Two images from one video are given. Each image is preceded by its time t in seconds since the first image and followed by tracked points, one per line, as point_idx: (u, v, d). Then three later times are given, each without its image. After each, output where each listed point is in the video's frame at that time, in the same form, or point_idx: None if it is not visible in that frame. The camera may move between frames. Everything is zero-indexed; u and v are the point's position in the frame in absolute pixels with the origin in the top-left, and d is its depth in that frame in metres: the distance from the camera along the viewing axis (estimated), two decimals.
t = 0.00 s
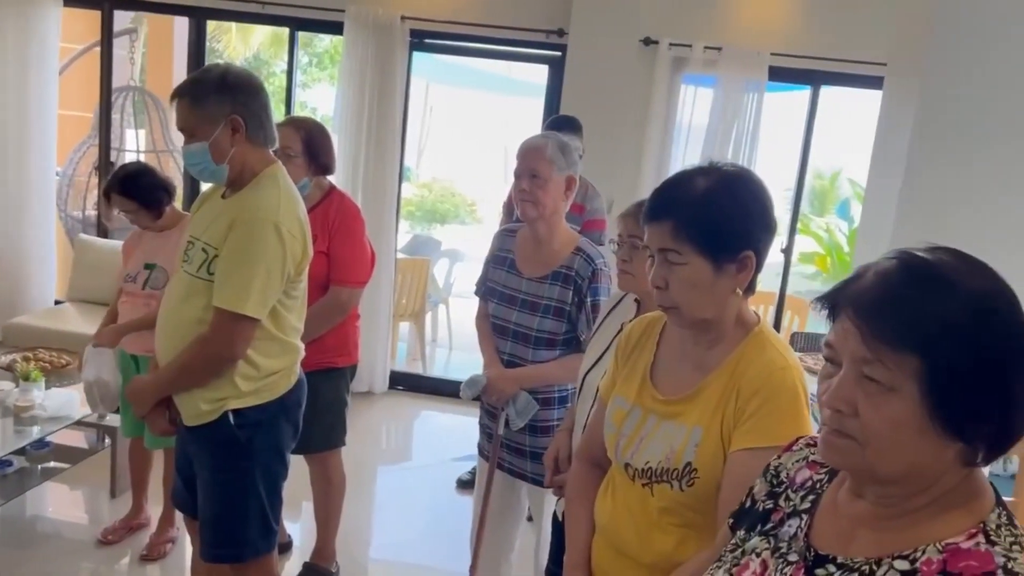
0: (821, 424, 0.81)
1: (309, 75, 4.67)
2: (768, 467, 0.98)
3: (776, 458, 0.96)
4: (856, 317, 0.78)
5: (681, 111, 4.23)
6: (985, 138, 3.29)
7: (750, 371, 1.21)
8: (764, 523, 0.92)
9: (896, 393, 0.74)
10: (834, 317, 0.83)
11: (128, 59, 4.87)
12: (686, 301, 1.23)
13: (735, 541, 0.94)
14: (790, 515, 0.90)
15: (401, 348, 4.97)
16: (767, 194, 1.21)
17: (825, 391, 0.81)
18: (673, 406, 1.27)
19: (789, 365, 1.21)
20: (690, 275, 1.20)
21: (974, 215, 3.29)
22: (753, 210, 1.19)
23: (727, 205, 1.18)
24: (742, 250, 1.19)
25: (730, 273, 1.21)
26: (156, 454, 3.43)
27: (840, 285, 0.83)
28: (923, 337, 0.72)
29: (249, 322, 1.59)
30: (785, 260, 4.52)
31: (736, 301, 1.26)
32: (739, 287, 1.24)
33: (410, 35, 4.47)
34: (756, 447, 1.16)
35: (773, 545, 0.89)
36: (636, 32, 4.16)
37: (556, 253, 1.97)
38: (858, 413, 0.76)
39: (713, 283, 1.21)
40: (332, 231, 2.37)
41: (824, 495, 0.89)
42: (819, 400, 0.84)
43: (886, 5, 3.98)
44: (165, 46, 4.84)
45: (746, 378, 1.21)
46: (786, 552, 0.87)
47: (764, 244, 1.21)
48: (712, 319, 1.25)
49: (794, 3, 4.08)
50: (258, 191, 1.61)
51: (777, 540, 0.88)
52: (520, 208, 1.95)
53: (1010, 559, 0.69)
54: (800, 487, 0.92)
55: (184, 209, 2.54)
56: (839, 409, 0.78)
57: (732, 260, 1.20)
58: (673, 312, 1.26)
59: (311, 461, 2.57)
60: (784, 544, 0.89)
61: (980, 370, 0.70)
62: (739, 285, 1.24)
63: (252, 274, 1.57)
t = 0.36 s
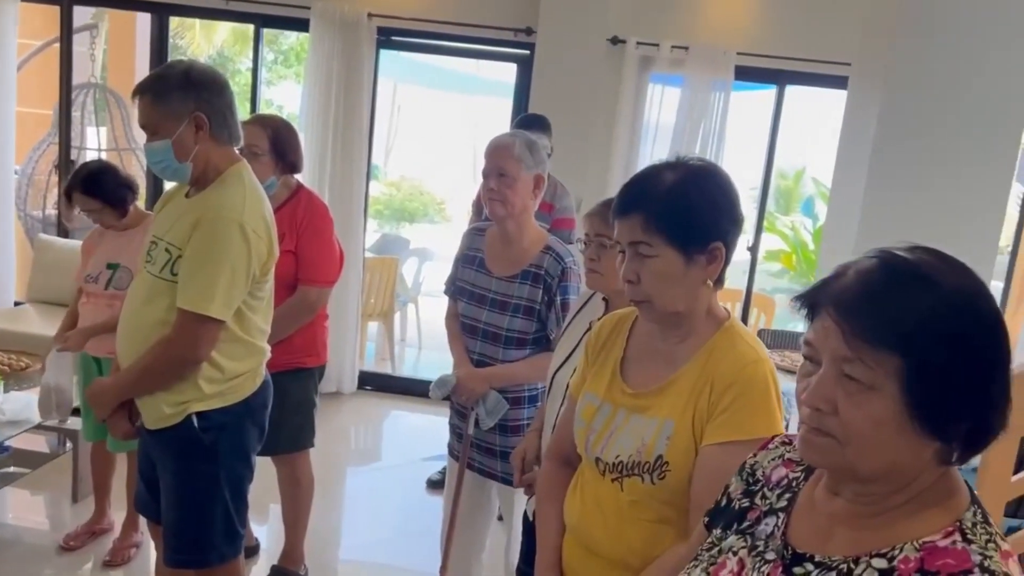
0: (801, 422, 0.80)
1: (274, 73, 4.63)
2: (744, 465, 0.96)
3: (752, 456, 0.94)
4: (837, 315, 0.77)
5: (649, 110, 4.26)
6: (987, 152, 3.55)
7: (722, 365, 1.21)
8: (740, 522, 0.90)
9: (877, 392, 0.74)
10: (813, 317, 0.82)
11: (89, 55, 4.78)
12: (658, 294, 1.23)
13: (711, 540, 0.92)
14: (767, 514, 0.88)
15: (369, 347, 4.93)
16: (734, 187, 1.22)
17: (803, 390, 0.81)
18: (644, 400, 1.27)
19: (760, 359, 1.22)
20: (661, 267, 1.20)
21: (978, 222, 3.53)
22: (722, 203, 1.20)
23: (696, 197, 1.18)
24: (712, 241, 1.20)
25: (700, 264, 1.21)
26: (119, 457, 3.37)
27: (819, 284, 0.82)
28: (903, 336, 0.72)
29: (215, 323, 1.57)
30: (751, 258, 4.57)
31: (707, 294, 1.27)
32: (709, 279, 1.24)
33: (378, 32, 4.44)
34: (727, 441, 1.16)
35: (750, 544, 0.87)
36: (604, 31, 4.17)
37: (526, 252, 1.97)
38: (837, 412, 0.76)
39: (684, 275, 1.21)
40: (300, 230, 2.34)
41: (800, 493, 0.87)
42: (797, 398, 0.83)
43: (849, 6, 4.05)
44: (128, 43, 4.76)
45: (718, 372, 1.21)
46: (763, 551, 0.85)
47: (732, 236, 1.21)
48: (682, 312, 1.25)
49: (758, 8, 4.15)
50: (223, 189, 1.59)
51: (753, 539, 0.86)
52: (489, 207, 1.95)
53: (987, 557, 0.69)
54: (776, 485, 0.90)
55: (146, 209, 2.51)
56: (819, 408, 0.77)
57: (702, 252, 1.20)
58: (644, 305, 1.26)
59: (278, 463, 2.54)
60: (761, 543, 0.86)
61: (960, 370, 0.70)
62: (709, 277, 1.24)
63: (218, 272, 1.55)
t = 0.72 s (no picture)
0: (808, 422, 0.79)
1: (261, 72, 4.60)
2: (745, 465, 0.95)
3: (754, 456, 0.93)
4: (848, 313, 0.77)
5: (639, 108, 4.25)
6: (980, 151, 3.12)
7: (717, 356, 1.21)
8: (743, 522, 0.89)
9: (887, 391, 0.73)
10: (822, 315, 0.81)
11: (74, 54, 4.74)
12: (655, 284, 1.22)
13: (714, 541, 0.91)
14: (771, 514, 0.87)
15: (358, 347, 4.91)
16: (728, 177, 1.22)
17: (811, 389, 0.80)
18: (637, 391, 1.26)
19: (756, 349, 1.21)
20: (658, 256, 1.20)
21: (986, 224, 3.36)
22: (717, 193, 1.19)
23: (691, 185, 1.18)
24: (708, 229, 1.19)
25: (697, 253, 1.20)
26: (106, 459, 3.34)
27: (829, 283, 0.81)
28: (916, 334, 0.72)
29: (205, 323, 1.55)
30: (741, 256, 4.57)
31: (704, 283, 1.26)
32: (705, 268, 1.23)
33: (367, 30, 4.42)
34: (722, 431, 1.16)
35: (754, 545, 0.86)
36: (595, 29, 4.16)
37: (520, 250, 1.97)
38: (847, 411, 0.75)
39: (680, 265, 1.20)
40: (291, 229, 2.33)
41: (805, 493, 0.86)
42: (804, 397, 0.82)
43: (837, 6, 4.06)
44: (114, 41, 4.71)
45: (713, 362, 1.20)
46: (767, 552, 0.84)
47: (728, 224, 1.21)
48: (679, 302, 1.24)
49: (744, 14, 4.16)
50: (213, 187, 1.57)
51: (758, 539, 0.86)
52: (482, 206, 1.94)
53: (997, 559, 0.69)
54: (779, 485, 0.89)
55: (133, 209, 2.49)
56: (828, 407, 0.76)
57: (698, 240, 1.20)
58: (641, 296, 1.25)
59: (269, 464, 2.51)
60: (765, 544, 0.86)
61: (972, 369, 0.70)
62: (705, 266, 1.23)
63: (210, 267, 1.53)
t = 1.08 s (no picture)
0: (840, 421, 0.79)
1: (289, 73, 4.64)
2: (773, 462, 0.94)
3: (782, 453, 0.92)
4: (880, 311, 0.76)
5: (665, 105, 4.23)
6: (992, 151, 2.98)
7: (744, 350, 1.20)
8: (773, 521, 0.88)
9: (921, 390, 0.73)
10: (853, 313, 0.81)
11: (107, 57, 4.82)
12: (679, 281, 1.22)
13: (744, 539, 0.90)
14: (802, 513, 0.86)
15: (386, 346, 4.94)
16: (751, 172, 1.21)
17: (843, 388, 0.79)
18: (664, 386, 1.26)
19: (782, 343, 1.20)
20: (681, 253, 1.20)
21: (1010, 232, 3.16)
22: (741, 188, 1.19)
23: (714, 182, 1.18)
24: (732, 225, 1.19)
25: (720, 248, 1.20)
26: (139, 457, 3.39)
27: (860, 280, 0.80)
28: (949, 332, 0.71)
29: (236, 322, 1.58)
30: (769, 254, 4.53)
31: (728, 280, 1.26)
32: (729, 263, 1.23)
33: (393, 31, 4.44)
34: (749, 426, 1.15)
35: (784, 544, 0.85)
36: (620, 26, 4.15)
37: (548, 248, 1.97)
38: (880, 411, 0.74)
39: (704, 261, 1.20)
40: (321, 228, 2.35)
41: (836, 491, 0.85)
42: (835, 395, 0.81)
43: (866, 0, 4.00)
44: (146, 45, 4.78)
45: (739, 358, 1.20)
46: (799, 552, 0.83)
47: (752, 219, 1.20)
48: (705, 298, 1.24)
49: (772, 10, 4.12)
50: (242, 187, 1.59)
51: (789, 539, 0.85)
52: (510, 205, 1.94)
53: None
54: (808, 483, 0.88)
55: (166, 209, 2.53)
56: (860, 407, 0.76)
57: (722, 236, 1.19)
58: (666, 293, 1.25)
59: (299, 461, 2.54)
60: (796, 543, 0.85)
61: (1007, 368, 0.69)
62: (729, 262, 1.23)
63: (240, 267, 1.56)
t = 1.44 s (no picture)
0: (889, 418, 0.77)
1: (366, 75, 4.74)
2: (827, 458, 0.92)
3: (835, 449, 0.90)
4: (928, 307, 0.74)
5: (735, 99, 4.16)
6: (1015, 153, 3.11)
7: (802, 345, 1.18)
8: (824, 517, 0.87)
9: (972, 387, 0.71)
10: (902, 310, 0.79)
11: (190, 63, 5.03)
12: (734, 276, 1.21)
13: (794, 535, 0.89)
14: (854, 510, 0.84)
15: (456, 343, 5.00)
16: (806, 164, 1.20)
17: (893, 385, 0.78)
18: (719, 382, 1.25)
19: (841, 337, 1.18)
20: (735, 248, 1.19)
21: None
22: (797, 181, 1.17)
23: (767, 174, 1.17)
24: (787, 218, 1.18)
25: (775, 243, 1.19)
26: (219, 448, 3.52)
27: (911, 274, 0.78)
28: (1000, 328, 0.69)
29: (304, 317, 1.63)
30: (844, 250, 4.41)
31: (784, 274, 1.24)
32: (786, 257, 1.21)
33: (462, 31, 4.50)
34: (807, 421, 1.14)
35: (835, 540, 0.83)
36: (689, 20, 4.10)
37: (612, 245, 1.97)
38: (930, 408, 0.73)
39: (759, 256, 1.19)
40: (390, 227, 2.40)
41: (889, 488, 0.84)
42: (885, 391, 0.80)
43: None
44: (227, 51, 4.96)
45: (798, 353, 1.18)
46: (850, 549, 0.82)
47: (808, 211, 1.19)
48: (761, 293, 1.23)
49: None
50: (309, 186, 1.64)
51: (839, 535, 0.83)
52: (572, 202, 1.95)
53: None
54: (861, 480, 0.87)
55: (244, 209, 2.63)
56: (909, 403, 0.74)
57: (776, 230, 1.18)
58: (721, 289, 1.24)
59: (368, 454, 2.60)
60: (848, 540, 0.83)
61: None
62: (785, 257, 1.21)
63: (307, 263, 1.61)
